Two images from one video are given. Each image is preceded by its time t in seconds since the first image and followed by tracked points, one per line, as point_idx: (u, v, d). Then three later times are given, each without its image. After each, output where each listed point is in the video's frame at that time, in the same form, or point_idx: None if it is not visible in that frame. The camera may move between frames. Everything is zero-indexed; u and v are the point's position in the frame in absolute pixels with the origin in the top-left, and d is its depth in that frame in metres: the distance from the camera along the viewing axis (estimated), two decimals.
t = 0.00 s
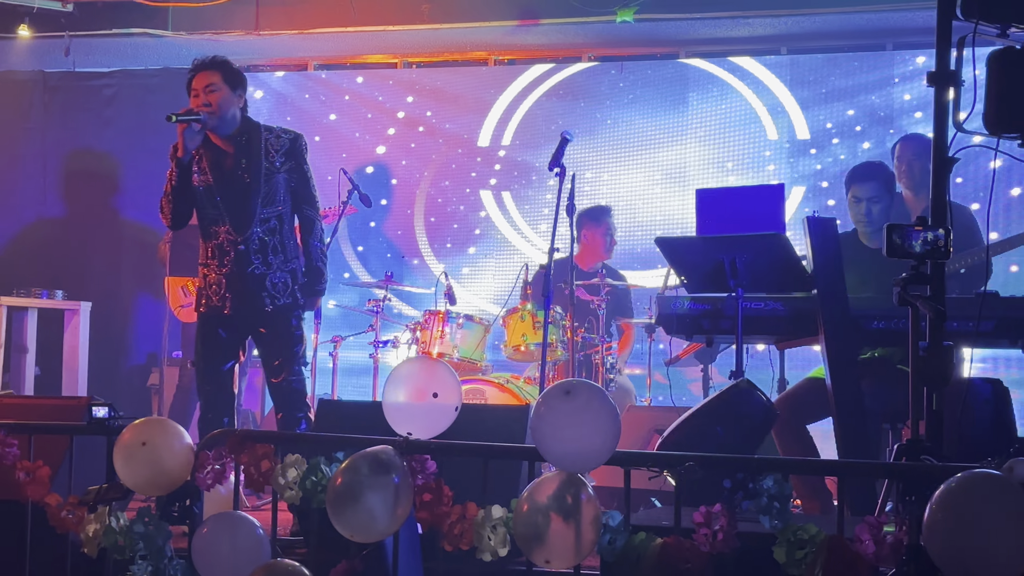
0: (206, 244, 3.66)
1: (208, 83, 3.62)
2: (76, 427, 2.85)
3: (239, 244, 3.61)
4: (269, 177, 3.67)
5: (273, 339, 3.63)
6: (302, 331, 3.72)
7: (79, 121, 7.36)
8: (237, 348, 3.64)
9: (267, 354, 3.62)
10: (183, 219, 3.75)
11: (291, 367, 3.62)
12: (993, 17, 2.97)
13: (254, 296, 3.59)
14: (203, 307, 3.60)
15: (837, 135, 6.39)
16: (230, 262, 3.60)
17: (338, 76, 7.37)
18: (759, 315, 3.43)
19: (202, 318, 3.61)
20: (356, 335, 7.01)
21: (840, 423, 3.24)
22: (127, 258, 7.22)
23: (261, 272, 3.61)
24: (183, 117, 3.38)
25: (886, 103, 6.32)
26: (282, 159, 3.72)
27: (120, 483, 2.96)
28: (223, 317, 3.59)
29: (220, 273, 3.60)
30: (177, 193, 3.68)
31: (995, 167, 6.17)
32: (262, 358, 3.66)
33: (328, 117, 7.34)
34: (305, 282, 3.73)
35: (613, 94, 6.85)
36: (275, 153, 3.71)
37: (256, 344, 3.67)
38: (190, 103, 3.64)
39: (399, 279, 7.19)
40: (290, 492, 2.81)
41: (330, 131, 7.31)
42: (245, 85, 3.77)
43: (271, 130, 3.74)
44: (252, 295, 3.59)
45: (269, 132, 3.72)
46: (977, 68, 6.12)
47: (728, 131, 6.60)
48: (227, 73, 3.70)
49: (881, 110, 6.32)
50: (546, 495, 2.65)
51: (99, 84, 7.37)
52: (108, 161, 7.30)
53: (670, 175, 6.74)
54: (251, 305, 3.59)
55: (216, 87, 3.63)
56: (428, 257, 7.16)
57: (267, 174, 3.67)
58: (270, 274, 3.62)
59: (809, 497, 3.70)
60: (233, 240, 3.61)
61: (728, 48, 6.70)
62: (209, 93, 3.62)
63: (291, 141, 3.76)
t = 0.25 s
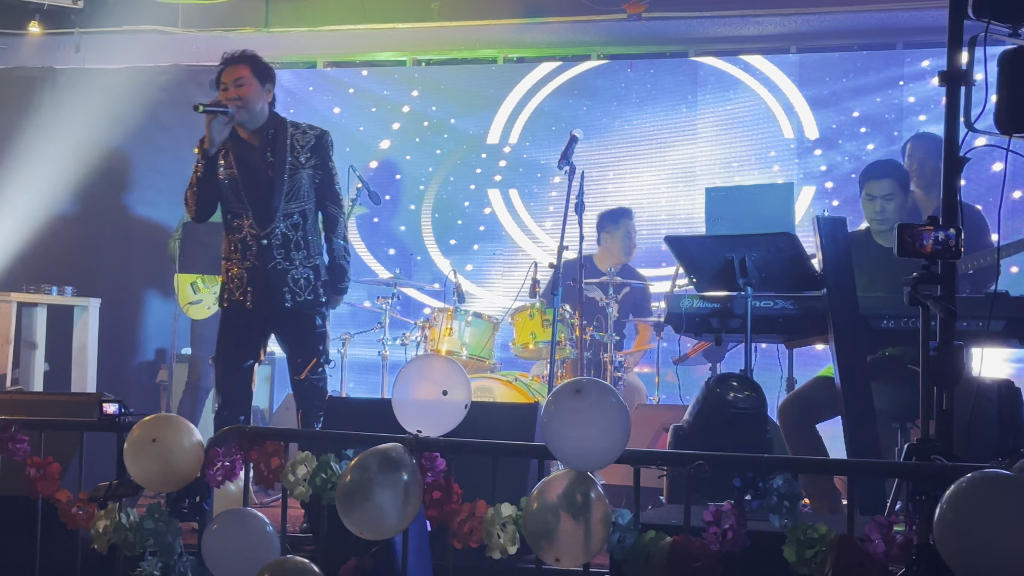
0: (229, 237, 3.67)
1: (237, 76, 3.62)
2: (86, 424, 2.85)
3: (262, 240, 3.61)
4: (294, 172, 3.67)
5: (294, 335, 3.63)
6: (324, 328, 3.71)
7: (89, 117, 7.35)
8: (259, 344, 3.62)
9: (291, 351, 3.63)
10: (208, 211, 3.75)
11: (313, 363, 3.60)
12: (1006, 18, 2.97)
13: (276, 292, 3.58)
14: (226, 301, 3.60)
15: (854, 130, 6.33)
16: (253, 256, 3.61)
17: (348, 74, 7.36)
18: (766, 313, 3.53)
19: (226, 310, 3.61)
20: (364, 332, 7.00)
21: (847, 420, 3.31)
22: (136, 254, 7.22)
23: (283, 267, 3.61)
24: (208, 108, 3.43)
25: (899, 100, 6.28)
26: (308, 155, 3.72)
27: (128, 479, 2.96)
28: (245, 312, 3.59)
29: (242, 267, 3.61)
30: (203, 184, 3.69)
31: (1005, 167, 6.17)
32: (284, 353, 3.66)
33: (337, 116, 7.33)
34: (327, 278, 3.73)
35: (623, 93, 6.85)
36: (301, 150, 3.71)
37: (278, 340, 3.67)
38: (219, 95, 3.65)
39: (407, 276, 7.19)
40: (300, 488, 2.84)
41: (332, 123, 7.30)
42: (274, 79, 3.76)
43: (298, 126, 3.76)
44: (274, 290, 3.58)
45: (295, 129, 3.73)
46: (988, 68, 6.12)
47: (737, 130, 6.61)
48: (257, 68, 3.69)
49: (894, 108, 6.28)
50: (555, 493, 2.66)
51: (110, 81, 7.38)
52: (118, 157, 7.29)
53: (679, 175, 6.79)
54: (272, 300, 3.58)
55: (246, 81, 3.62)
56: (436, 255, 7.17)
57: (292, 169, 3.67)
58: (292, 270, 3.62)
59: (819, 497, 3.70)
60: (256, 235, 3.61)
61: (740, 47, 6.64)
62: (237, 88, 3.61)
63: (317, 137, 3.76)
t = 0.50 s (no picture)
0: (257, 232, 3.67)
1: (268, 72, 3.61)
2: (97, 420, 2.86)
3: (288, 234, 3.60)
4: (322, 167, 3.66)
5: (320, 330, 3.62)
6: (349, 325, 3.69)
7: (99, 113, 7.36)
8: (283, 338, 3.59)
9: (318, 348, 3.63)
10: (236, 205, 3.70)
11: (340, 361, 3.61)
12: (1019, 18, 2.96)
13: (300, 286, 3.56)
14: (252, 296, 3.56)
15: (867, 127, 6.39)
16: (280, 251, 3.59)
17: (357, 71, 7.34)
18: (779, 312, 3.53)
19: (253, 307, 3.57)
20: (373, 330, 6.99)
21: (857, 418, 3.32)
22: (146, 250, 7.23)
23: (308, 262, 3.59)
24: (239, 101, 3.41)
25: (910, 98, 6.32)
26: (336, 152, 3.70)
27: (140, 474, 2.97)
28: (272, 309, 3.54)
29: (269, 261, 3.59)
30: (231, 178, 3.64)
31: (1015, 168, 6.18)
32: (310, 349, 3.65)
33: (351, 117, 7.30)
34: (355, 275, 3.69)
35: (633, 91, 6.83)
36: (329, 146, 3.69)
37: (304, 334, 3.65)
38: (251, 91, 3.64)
39: (416, 273, 7.20)
40: (311, 485, 2.82)
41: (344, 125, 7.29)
42: (306, 76, 3.74)
43: (327, 124, 3.73)
44: (298, 284, 3.57)
45: (325, 126, 3.71)
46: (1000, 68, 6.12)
47: (746, 129, 6.64)
48: (289, 63, 3.67)
49: (906, 107, 6.33)
50: (566, 491, 2.67)
51: (119, 77, 7.37)
52: (128, 154, 7.31)
53: (688, 173, 6.77)
54: (297, 294, 3.56)
55: (277, 77, 3.61)
56: (445, 254, 7.18)
57: (321, 163, 3.66)
58: (317, 265, 3.60)
59: (828, 496, 3.71)
60: (283, 230, 3.61)
61: (752, 45, 6.65)
62: (267, 83, 3.61)
63: (347, 134, 3.74)
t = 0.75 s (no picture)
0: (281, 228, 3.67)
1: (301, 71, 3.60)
2: (112, 415, 2.87)
3: (313, 229, 3.60)
4: (348, 167, 3.68)
5: (340, 328, 3.61)
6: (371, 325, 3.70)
7: (111, 109, 7.41)
8: (303, 336, 3.61)
9: (339, 347, 3.63)
10: (263, 202, 3.65)
11: (359, 362, 3.62)
12: None
13: (323, 283, 3.58)
14: (274, 293, 3.58)
15: (877, 128, 6.40)
16: (303, 245, 3.59)
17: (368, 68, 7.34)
18: (789, 312, 3.55)
19: (274, 302, 3.60)
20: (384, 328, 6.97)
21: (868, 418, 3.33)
22: (157, 246, 7.27)
23: (331, 259, 3.60)
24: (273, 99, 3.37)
25: (920, 100, 6.33)
26: (362, 152, 3.71)
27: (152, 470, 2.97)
28: (292, 303, 3.57)
29: (292, 255, 3.59)
30: (260, 175, 3.58)
31: None
32: (332, 347, 3.64)
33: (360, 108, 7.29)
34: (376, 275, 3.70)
35: (643, 90, 6.83)
36: (357, 145, 3.71)
37: (324, 332, 3.65)
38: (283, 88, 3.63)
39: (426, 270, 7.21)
40: (324, 481, 2.83)
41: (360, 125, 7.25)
42: (336, 74, 3.76)
43: (355, 123, 3.75)
44: (319, 282, 3.58)
45: (354, 127, 3.73)
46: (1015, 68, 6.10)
47: (756, 129, 6.63)
48: (320, 62, 3.67)
49: (916, 108, 6.33)
50: (580, 489, 2.67)
51: (131, 73, 7.44)
52: (140, 149, 7.38)
53: (697, 173, 6.77)
54: (317, 292, 3.58)
55: (310, 76, 3.61)
56: (455, 251, 7.18)
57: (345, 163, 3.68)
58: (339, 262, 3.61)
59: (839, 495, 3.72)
60: (307, 224, 3.60)
61: (764, 45, 6.63)
62: (298, 81, 3.61)
63: (374, 134, 3.76)
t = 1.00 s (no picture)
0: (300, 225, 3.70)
1: (332, 68, 3.61)
2: (128, 411, 2.87)
3: (331, 224, 3.62)
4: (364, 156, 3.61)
5: (355, 325, 3.63)
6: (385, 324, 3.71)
7: (122, 105, 7.42)
8: (320, 334, 3.63)
9: (353, 346, 3.65)
10: (286, 197, 3.65)
11: (377, 359, 3.64)
12: None
13: (336, 280, 3.58)
14: (291, 289, 3.62)
15: (892, 126, 6.38)
16: (321, 240, 3.61)
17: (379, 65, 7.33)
18: (802, 313, 3.50)
19: (292, 296, 3.62)
20: (397, 325, 6.92)
21: (882, 418, 3.30)
22: (169, 242, 7.29)
23: (348, 254, 3.62)
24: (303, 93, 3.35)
25: (931, 100, 6.31)
26: (379, 146, 3.70)
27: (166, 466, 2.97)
28: (308, 298, 3.58)
29: (310, 249, 3.62)
30: (286, 169, 3.60)
31: None
32: (348, 346, 3.68)
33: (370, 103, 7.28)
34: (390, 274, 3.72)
35: (655, 89, 6.84)
36: (375, 139, 3.69)
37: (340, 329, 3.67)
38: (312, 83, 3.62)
39: (438, 268, 7.14)
40: (338, 478, 2.83)
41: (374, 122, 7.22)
42: (365, 73, 3.75)
43: (378, 118, 3.76)
44: (334, 278, 3.58)
45: (376, 122, 3.73)
46: None
47: (768, 130, 6.64)
48: (351, 60, 3.68)
49: (928, 108, 6.32)
50: (594, 488, 2.67)
51: (143, 69, 7.44)
52: (151, 145, 7.39)
53: (708, 173, 6.76)
54: (331, 288, 3.58)
55: (340, 74, 3.61)
56: (467, 249, 7.12)
57: (359, 153, 3.60)
58: (356, 257, 3.63)
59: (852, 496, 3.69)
60: (325, 219, 3.62)
61: (775, 44, 6.73)
62: (329, 78, 3.61)
63: (395, 130, 3.75)
